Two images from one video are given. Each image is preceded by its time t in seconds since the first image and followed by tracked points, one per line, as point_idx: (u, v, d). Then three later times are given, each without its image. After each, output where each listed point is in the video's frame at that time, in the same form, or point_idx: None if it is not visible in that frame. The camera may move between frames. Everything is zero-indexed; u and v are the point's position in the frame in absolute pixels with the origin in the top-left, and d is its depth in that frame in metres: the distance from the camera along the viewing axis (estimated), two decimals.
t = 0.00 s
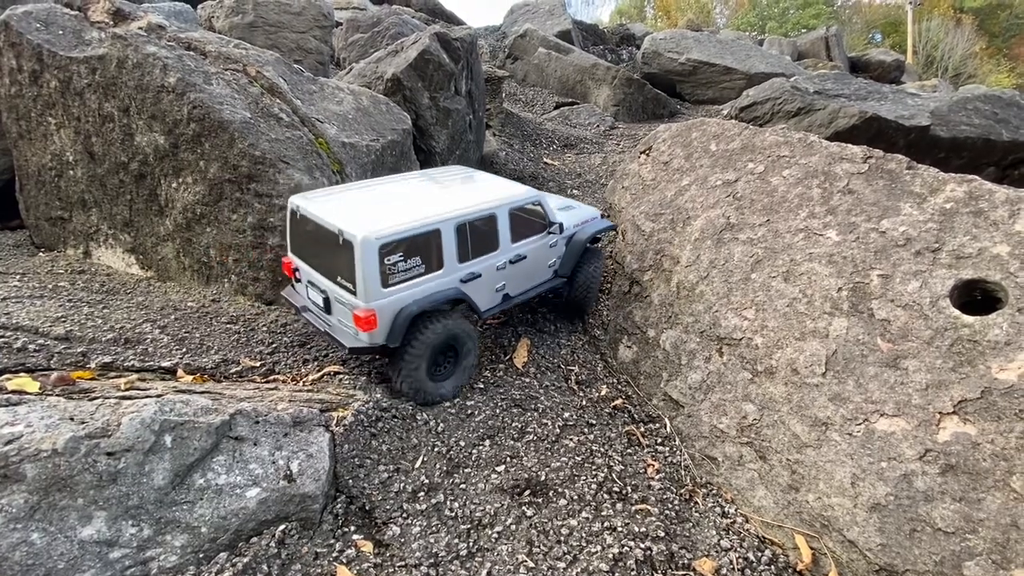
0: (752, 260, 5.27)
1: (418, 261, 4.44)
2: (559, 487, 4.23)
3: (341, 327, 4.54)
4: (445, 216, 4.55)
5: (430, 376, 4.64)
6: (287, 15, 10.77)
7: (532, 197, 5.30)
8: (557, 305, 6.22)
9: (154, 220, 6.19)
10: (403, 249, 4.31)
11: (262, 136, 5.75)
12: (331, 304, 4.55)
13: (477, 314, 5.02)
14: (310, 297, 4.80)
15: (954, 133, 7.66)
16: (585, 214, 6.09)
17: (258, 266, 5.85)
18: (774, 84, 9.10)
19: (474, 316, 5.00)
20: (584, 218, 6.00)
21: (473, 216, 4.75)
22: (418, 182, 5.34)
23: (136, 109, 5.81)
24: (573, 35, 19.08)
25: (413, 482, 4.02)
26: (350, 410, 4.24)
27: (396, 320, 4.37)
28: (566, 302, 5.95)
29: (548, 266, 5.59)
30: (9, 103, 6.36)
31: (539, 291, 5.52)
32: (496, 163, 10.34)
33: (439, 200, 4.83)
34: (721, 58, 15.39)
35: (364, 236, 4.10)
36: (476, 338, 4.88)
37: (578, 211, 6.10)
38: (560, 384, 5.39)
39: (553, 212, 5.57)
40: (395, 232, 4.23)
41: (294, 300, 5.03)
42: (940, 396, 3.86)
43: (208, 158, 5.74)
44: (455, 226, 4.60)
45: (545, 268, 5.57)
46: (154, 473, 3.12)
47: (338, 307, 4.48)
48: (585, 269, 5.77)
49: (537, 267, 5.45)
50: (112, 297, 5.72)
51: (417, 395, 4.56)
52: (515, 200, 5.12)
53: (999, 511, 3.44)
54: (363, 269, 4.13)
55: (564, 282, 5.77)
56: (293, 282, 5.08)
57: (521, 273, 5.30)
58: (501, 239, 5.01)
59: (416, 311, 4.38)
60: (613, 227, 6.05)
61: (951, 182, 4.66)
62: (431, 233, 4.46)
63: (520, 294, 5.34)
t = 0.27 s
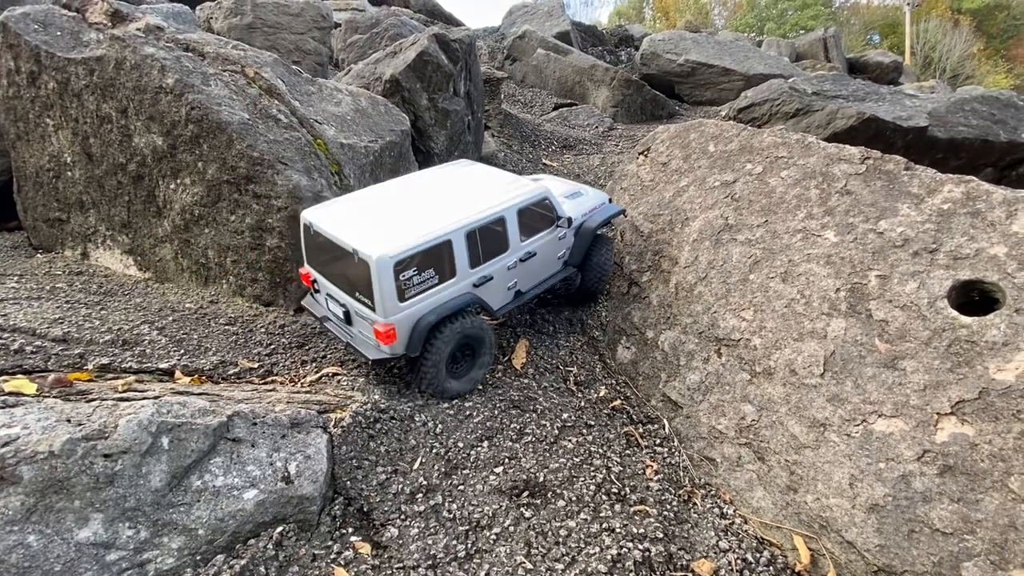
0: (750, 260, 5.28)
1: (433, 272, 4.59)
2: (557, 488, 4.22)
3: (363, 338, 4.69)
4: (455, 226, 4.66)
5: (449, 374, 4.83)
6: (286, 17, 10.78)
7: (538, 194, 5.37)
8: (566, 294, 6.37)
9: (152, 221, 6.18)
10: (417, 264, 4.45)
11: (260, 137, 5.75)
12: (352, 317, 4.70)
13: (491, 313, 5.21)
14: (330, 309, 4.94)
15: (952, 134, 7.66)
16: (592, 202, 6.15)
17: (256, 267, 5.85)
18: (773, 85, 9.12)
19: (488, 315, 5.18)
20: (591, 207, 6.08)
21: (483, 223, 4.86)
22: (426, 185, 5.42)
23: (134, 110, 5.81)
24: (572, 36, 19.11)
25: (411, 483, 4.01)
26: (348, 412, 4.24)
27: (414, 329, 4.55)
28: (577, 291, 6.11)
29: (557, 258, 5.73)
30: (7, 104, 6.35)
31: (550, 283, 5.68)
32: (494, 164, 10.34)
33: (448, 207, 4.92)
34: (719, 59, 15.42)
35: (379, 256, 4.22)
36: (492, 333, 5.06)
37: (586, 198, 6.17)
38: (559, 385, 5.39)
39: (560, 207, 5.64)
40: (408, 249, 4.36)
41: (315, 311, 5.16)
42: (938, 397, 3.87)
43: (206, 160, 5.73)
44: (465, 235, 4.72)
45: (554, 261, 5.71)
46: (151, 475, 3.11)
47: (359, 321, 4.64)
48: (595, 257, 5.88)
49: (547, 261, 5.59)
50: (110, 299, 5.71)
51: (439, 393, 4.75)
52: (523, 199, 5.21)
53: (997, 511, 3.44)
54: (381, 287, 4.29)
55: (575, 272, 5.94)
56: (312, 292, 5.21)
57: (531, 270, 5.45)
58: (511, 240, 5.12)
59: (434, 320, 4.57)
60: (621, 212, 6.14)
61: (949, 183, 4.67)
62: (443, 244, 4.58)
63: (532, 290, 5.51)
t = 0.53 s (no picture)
0: (748, 262, 5.28)
1: (441, 270, 4.69)
2: (555, 491, 4.22)
3: (377, 336, 4.79)
4: (460, 224, 4.76)
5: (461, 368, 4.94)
6: (284, 18, 10.78)
7: (539, 188, 5.45)
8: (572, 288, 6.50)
9: (150, 224, 6.18)
10: (425, 262, 4.55)
11: (258, 139, 5.74)
12: (366, 316, 4.80)
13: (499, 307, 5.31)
14: (344, 310, 5.04)
15: (949, 135, 7.66)
16: (593, 194, 6.24)
17: (254, 270, 5.85)
18: (771, 87, 9.13)
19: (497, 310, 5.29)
20: (592, 198, 6.16)
21: (487, 219, 4.95)
22: (430, 185, 5.51)
23: (132, 112, 5.80)
24: (570, 38, 19.12)
25: (408, 487, 4.01)
26: (345, 415, 4.24)
27: (425, 326, 4.66)
28: (584, 282, 6.22)
29: (562, 250, 5.82)
30: (4, 106, 6.34)
31: (557, 275, 5.77)
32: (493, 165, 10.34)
33: (452, 206, 5.02)
34: (717, 60, 15.43)
35: (387, 257, 4.33)
36: (502, 327, 5.17)
37: (587, 190, 6.26)
38: (557, 387, 5.39)
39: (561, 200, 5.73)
40: (416, 249, 4.46)
41: (328, 314, 5.24)
42: (935, 399, 3.87)
43: (204, 162, 5.73)
44: (470, 232, 4.82)
45: (558, 253, 5.80)
46: (147, 479, 3.10)
47: (372, 320, 4.74)
48: (599, 247, 5.97)
49: (551, 253, 5.68)
50: (107, 301, 5.71)
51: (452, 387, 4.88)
52: (525, 194, 5.29)
53: (995, 514, 3.44)
54: (391, 287, 4.39)
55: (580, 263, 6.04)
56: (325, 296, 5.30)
57: (536, 264, 5.55)
58: (515, 235, 5.21)
59: (443, 317, 4.67)
60: (622, 202, 6.25)
61: (946, 185, 4.67)
62: (449, 242, 4.68)
63: (539, 283, 5.60)
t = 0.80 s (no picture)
0: (746, 264, 5.28)
1: (451, 263, 4.81)
2: (555, 493, 4.21)
3: (393, 331, 4.88)
4: (467, 217, 4.89)
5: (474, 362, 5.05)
6: (282, 20, 10.78)
7: (539, 181, 5.61)
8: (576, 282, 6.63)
9: (149, 226, 6.17)
10: (435, 255, 4.67)
11: (257, 141, 5.73)
12: (381, 313, 4.90)
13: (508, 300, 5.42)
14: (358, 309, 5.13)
15: (947, 137, 7.67)
16: (590, 187, 6.40)
17: (253, 272, 5.85)
18: (769, 89, 9.15)
19: (506, 302, 5.40)
20: (589, 191, 6.32)
21: (491, 212, 5.09)
22: (433, 186, 5.66)
23: (130, 115, 5.79)
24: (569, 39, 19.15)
25: (407, 489, 4.00)
26: (344, 418, 4.23)
27: (439, 318, 4.76)
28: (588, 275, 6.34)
29: (564, 243, 5.96)
30: (2, 109, 6.33)
31: (561, 266, 5.92)
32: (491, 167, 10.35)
33: (458, 202, 5.16)
34: (716, 61, 15.45)
35: (400, 250, 4.44)
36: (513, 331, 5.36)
37: (584, 184, 6.41)
38: (556, 389, 5.39)
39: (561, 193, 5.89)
40: (427, 242, 4.58)
41: (343, 315, 5.32)
42: (933, 400, 3.87)
43: (203, 164, 5.72)
44: (477, 225, 4.95)
45: (562, 245, 5.93)
46: (146, 482, 3.10)
47: (387, 316, 4.85)
48: (600, 238, 6.11)
49: (555, 246, 5.81)
50: (106, 304, 5.70)
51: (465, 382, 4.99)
52: (526, 188, 5.45)
53: (994, 515, 3.44)
54: (405, 280, 4.50)
55: (583, 255, 6.19)
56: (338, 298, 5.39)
57: (541, 255, 5.68)
58: (519, 227, 5.35)
59: (456, 309, 4.78)
60: (619, 195, 6.41)
61: (944, 187, 4.68)
62: (457, 235, 4.81)
63: (544, 274, 5.74)
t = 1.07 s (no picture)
0: (745, 267, 5.29)
1: (461, 263, 4.96)
2: (553, 497, 4.22)
3: (408, 331, 5.02)
4: (474, 218, 5.05)
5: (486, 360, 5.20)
6: (281, 23, 10.78)
7: (542, 180, 5.76)
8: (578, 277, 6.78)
9: (147, 229, 6.17)
10: (447, 256, 4.82)
11: (256, 145, 5.73)
12: (394, 313, 5.03)
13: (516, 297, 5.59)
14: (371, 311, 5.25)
15: (945, 139, 7.69)
16: (590, 184, 6.55)
17: (252, 275, 5.86)
18: (767, 91, 9.17)
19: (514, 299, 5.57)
20: (589, 187, 6.47)
21: (498, 212, 5.24)
22: (439, 187, 5.79)
23: (129, 118, 5.79)
24: (567, 41, 19.17)
25: (406, 493, 4.01)
26: (343, 422, 4.23)
27: (452, 317, 4.92)
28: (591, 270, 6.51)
29: (567, 239, 6.12)
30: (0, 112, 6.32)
31: (564, 262, 6.07)
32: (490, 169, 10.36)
33: (464, 203, 5.31)
34: (714, 63, 15.48)
35: (413, 253, 4.60)
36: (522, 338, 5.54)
37: (584, 180, 6.56)
38: (555, 392, 5.40)
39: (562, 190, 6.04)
40: (438, 243, 4.74)
41: (358, 317, 5.44)
42: (932, 403, 3.88)
43: (201, 167, 5.72)
44: (484, 225, 5.10)
45: (565, 242, 6.10)
46: (144, 487, 3.09)
47: (401, 317, 4.99)
48: (602, 233, 6.28)
49: (558, 242, 5.98)
50: (104, 307, 5.70)
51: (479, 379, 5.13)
52: (529, 187, 5.60)
53: (992, 519, 3.45)
54: (419, 281, 4.65)
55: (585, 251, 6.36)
56: (350, 301, 5.51)
57: (545, 252, 5.83)
58: (525, 226, 5.51)
59: (468, 307, 4.94)
60: (618, 190, 6.55)
61: (941, 190, 4.69)
62: (466, 236, 4.96)
63: (549, 271, 5.88)
